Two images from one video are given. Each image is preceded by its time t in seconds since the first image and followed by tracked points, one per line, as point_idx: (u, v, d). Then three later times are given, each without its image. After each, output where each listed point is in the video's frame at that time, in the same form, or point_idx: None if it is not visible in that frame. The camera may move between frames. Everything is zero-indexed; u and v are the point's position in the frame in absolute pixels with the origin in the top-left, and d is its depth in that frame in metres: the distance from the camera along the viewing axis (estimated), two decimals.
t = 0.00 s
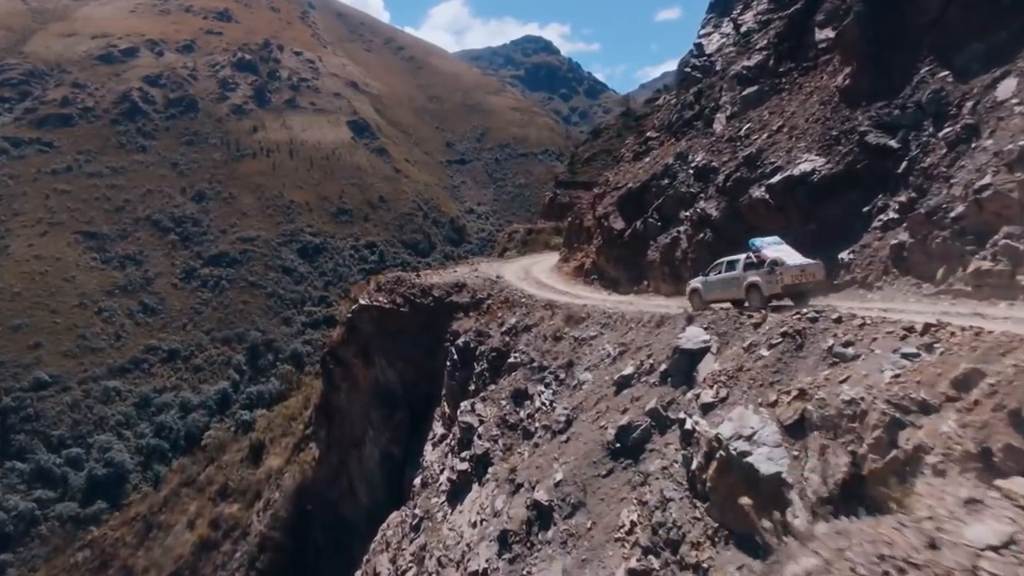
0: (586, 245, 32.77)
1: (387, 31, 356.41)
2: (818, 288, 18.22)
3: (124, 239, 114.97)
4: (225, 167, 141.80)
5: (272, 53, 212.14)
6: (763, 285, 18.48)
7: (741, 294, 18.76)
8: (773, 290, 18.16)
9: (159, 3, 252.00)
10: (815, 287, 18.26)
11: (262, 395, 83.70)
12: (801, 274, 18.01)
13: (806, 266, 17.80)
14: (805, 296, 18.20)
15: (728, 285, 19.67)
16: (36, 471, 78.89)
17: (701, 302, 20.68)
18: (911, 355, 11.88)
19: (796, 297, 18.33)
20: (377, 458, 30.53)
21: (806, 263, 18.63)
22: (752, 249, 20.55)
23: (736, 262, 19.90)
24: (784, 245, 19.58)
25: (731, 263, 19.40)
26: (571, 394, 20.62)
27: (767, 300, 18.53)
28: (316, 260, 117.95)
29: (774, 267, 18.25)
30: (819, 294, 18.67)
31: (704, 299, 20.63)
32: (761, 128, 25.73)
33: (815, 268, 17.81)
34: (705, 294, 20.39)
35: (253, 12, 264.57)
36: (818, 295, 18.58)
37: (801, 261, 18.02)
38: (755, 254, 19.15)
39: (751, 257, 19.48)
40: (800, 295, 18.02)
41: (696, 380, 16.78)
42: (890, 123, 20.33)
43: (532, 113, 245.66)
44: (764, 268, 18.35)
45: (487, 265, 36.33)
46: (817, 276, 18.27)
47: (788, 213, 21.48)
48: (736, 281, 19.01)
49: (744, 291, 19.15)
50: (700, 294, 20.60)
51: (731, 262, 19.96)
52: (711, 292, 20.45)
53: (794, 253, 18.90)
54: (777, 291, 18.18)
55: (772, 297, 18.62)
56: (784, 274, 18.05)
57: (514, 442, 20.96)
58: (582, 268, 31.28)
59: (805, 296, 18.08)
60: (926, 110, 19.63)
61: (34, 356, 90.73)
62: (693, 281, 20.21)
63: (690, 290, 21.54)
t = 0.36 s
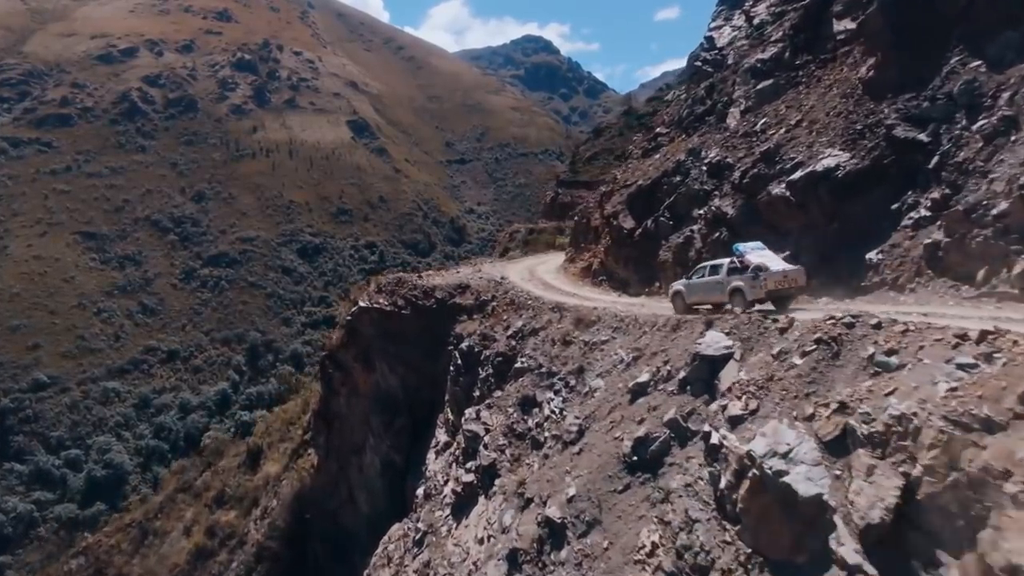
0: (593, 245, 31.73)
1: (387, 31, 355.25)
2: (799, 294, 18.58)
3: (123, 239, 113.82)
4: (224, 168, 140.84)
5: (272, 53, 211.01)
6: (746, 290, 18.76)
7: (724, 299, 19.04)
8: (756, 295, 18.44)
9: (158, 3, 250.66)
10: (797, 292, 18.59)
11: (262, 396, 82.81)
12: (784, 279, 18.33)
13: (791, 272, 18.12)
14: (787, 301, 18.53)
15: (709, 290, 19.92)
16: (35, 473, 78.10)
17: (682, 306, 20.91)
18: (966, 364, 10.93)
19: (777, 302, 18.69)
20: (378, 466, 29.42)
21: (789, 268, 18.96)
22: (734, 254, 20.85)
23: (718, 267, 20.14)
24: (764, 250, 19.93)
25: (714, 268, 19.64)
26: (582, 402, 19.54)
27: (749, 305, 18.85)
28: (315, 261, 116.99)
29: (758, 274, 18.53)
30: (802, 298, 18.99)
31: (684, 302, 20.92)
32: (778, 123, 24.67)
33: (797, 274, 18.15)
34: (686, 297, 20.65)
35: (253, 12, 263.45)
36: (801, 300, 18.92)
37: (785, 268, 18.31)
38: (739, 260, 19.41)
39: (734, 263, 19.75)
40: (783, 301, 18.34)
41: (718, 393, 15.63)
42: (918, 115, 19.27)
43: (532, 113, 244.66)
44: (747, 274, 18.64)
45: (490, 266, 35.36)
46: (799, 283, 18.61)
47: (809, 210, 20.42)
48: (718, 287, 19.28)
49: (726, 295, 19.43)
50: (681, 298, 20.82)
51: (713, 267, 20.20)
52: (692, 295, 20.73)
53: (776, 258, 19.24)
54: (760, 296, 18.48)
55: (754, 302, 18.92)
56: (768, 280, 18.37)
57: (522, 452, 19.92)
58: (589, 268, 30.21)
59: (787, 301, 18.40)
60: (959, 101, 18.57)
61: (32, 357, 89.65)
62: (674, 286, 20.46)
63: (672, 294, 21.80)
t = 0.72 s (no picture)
0: (603, 243, 30.47)
1: (387, 31, 353.72)
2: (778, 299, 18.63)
3: (122, 239, 112.53)
4: (224, 168, 139.64)
5: (272, 53, 209.70)
6: (727, 295, 18.80)
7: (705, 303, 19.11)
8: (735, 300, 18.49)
9: (157, 2, 249.28)
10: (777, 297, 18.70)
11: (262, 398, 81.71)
12: (764, 285, 18.41)
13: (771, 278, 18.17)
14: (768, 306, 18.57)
15: (692, 292, 20.01)
16: (33, 474, 77.18)
17: (666, 307, 20.97)
18: None
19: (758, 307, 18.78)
20: (379, 476, 28.25)
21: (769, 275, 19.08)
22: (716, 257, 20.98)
23: (701, 269, 20.20)
24: (746, 255, 20.04)
25: (696, 272, 19.69)
26: (596, 413, 18.36)
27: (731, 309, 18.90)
28: (315, 261, 115.82)
29: (739, 279, 18.62)
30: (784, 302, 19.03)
31: (667, 304, 21.02)
32: (799, 117, 23.48)
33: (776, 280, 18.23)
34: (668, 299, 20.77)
35: (253, 12, 262.08)
36: (781, 304, 18.97)
37: (765, 274, 18.39)
38: (722, 264, 19.49)
39: (717, 266, 19.86)
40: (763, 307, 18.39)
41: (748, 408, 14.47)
42: (955, 106, 18.08)
43: (532, 113, 243.35)
44: (728, 279, 18.67)
45: (493, 266, 34.24)
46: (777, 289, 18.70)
47: (836, 207, 19.24)
48: (701, 290, 19.33)
49: (708, 299, 19.52)
50: (665, 299, 20.90)
51: (696, 269, 20.29)
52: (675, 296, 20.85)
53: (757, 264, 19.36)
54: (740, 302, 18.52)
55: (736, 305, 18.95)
56: (749, 286, 18.42)
57: (533, 465, 18.74)
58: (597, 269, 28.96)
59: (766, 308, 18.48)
60: (1000, 91, 17.38)
61: (31, 358, 88.38)
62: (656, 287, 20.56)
63: (654, 295, 21.91)
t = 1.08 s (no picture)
0: (614, 242, 29.07)
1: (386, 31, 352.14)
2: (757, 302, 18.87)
3: (120, 240, 110.97)
4: (222, 168, 138.32)
5: (271, 53, 208.15)
6: (707, 298, 19.02)
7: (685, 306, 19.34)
8: (715, 304, 18.70)
9: (156, 3, 247.57)
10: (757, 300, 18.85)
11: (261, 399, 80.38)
12: (744, 289, 18.62)
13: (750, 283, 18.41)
14: (746, 309, 18.82)
15: (672, 294, 20.24)
16: (32, 476, 76.09)
17: (646, 306, 21.11)
18: None
19: (737, 310, 18.93)
20: (380, 488, 27.01)
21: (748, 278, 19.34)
22: (697, 259, 21.26)
23: (680, 272, 20.46)
24: (725, 258, 20.32)
25: (677, 274, 19.79)
26: (612, 426, 17.04)
27: (711, 312, 19.15)
28: (314, 261, 114.55)
29: (719, 284, 18.73)
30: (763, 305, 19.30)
31: (647, 304, 21.27)
32: (823, 108, 22.15)
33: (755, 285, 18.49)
34: (648, 299, 20.99)
35: (252, 12, 260.33)
36: (760, 306, 19.24)
37: (744, 278, 18.62)
38: (702, 268, 19.58)
39: (697, 269, 20.00)
40: (742, 310, 18.63)
41: (783, 423, 13.20)
42: (999, 95, 16.74)
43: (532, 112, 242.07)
44: (708, 282, 18.83)
45: (495, 266, 33.00)
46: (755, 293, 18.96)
47: (869, 203, 17.99)
48: (682, 293, 19.55)
49: (689, 302, 19.77)
50: (646, 299, 21.03)
51: (675, 271, 20.54)
52: (654, 297, 21.08)
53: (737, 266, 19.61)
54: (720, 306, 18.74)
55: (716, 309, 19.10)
56: (728, 290, 18.64)
57: (545, 481, 17.45)
58: (607, 269, 27.58)
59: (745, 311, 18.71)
60: None
61: (28, 359, 86.68)
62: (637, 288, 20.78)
63: (633, 295, 22.11)
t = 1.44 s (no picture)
0: (625, 241, 27.55)
1: (384, 30, 350.17)
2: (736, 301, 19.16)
3: (118, 241, 109.15)
4: (221, 168, 136.75)
5: (270, 53, 206.32)
6: (686, 296, 19.31)
7: (664, 304, 19.63)
8: (693, 303, 19.00)
9: (154, 3, 245.38)
10: (737, 299, 19.03)
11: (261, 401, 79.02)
12: (724, 288, 18.90)
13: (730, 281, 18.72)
14: (725, 307, 19.12)
15: (652, 293, 20.51)
16: (28, 479, 73.98)
17: (628, 306, 21.27)
18: None
19: (717, 308, 19.13)
20: (378, 501, 25.61)
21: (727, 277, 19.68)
22: (677, 258, 21.55)
23: (659, 271, 20.78)
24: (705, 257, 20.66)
25: (657, 273, 20.02)
26: (631, 441, 15.61)
27: (691, 311, 19.45)
28: (314, 262, 113.14)
29: (699, 283, 18.96)
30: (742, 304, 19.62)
31: (627, 303, 21.54)
32: (851, 98, 20.71)
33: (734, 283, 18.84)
34: (628, 298, 21.27)
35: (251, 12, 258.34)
36: (740, 305, 19.52)
37: (724, 277, 18.92)
38: (682, 267, 19.81)
39: (677, 268, 20.25)
40: (722, 308, 18.90)
41: (827, 445, 11.85)
42: None
43: (532, 112, 240.83)
44: (688, 281, 19.09)
45: (496, 268, 31.70)
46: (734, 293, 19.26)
47: (909, 198, 16.64)
48: (662, 291, 19.85)
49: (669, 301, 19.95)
50: (627, 298, 21.19)
51: (656, 270, 20.84)
52: (635, 295, 21.35)
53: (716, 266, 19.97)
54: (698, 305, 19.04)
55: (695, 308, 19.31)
56: (708, 288, 18.87)
57: (558, 501, 15.99)
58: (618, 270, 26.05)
59: (724, 309, 19.00)
60: None
61: (26, 361, 84.73)
62: (618, 286, 21.05)
63: (613, 294, 22.32)
